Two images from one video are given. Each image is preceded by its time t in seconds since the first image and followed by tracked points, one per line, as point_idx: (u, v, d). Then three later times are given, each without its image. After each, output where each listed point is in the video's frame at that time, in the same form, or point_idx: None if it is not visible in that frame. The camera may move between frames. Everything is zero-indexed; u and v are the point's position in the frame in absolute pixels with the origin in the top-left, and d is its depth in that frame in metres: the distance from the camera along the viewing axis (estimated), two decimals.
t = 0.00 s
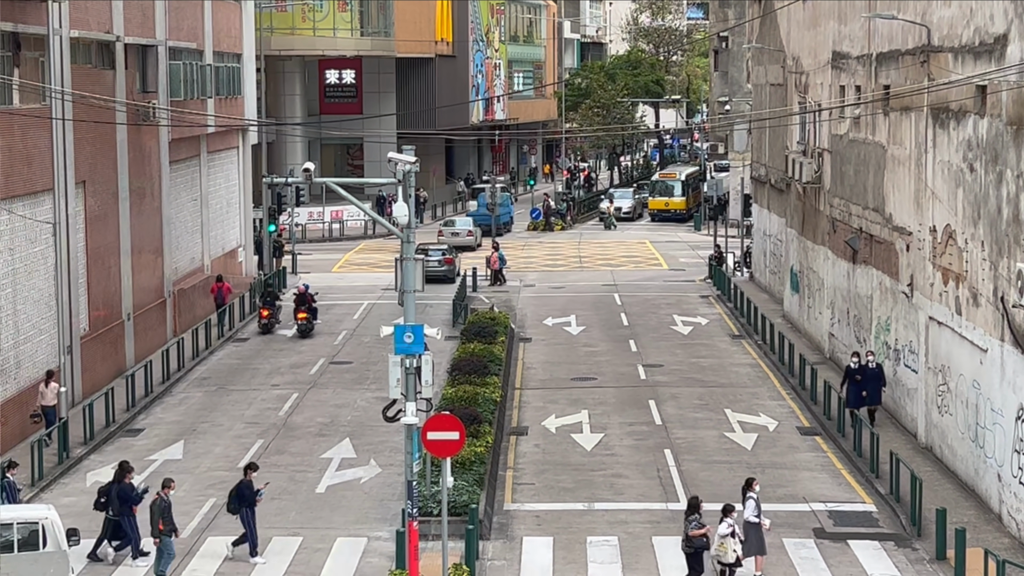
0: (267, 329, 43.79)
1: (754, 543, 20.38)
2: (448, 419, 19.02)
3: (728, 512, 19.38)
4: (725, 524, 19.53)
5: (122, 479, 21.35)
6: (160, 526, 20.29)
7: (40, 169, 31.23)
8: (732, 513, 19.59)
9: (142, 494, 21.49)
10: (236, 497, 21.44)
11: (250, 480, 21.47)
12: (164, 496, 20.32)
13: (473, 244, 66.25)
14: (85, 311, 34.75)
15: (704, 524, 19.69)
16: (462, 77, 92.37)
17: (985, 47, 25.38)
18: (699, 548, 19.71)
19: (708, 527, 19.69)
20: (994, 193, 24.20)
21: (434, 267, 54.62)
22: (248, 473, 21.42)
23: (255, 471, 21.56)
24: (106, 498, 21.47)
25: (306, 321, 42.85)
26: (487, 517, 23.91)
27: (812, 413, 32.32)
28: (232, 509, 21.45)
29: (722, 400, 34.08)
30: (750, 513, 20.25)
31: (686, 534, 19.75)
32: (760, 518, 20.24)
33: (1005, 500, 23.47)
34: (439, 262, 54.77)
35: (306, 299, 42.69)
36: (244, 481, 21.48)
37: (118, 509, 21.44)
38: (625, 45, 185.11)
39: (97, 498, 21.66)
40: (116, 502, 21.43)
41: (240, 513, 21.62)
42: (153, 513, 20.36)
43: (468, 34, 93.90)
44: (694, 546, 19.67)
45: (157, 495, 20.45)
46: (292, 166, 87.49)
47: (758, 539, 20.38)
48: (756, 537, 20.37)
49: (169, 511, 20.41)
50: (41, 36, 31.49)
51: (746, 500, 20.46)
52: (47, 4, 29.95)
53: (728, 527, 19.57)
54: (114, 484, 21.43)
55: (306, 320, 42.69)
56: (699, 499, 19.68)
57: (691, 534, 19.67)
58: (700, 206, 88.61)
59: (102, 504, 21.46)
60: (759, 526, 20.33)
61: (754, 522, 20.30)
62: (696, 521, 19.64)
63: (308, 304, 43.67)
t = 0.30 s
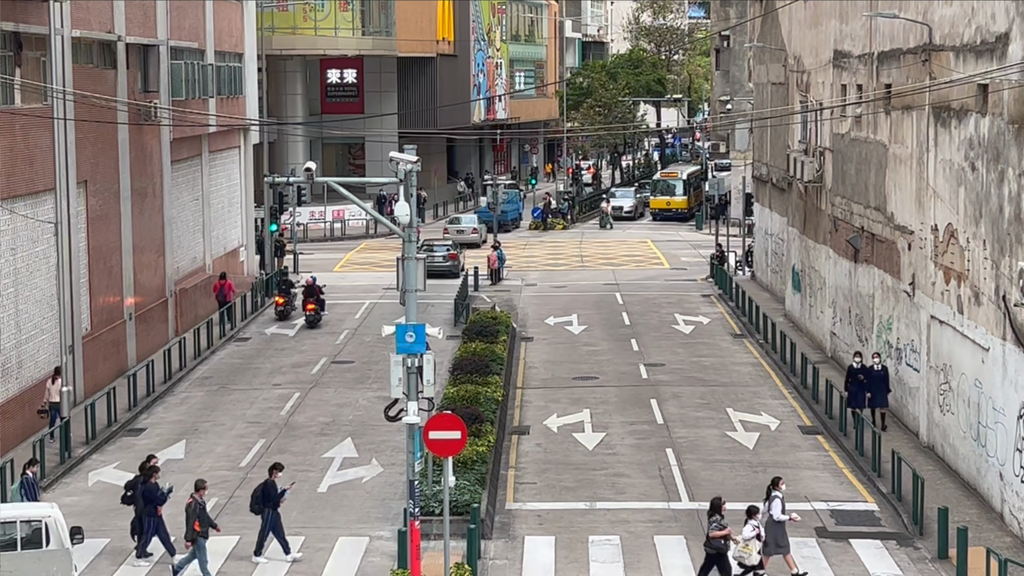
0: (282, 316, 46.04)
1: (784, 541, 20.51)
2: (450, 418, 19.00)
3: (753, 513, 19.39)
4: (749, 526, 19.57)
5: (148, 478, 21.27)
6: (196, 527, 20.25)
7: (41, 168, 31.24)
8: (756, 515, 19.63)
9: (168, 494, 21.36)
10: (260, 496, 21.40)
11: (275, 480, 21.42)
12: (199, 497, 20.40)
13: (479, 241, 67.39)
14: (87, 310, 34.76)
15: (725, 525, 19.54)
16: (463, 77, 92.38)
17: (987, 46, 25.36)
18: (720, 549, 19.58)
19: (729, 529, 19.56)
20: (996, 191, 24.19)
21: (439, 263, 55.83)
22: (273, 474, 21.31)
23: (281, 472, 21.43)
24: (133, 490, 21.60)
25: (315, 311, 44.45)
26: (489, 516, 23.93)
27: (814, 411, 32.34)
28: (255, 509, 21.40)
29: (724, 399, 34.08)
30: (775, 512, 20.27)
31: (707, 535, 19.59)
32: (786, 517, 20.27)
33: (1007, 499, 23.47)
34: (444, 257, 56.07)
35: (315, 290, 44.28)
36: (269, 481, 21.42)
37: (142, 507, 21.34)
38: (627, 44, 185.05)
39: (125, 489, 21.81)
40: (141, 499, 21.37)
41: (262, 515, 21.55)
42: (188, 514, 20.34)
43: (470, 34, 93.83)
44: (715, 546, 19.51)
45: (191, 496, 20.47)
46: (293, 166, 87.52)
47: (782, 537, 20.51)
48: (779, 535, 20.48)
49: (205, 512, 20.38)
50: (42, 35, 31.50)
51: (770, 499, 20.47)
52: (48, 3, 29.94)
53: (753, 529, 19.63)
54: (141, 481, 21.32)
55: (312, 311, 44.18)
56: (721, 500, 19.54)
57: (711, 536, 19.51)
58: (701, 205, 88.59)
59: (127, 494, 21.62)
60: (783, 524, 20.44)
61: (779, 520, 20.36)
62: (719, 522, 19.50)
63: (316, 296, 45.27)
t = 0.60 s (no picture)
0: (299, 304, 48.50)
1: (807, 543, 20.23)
2: (452, 418, 18.98)
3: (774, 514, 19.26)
4: (774, 530, 19.32)
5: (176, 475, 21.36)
6: (229, 526, 20.13)
7: (43, 167, 31.23)
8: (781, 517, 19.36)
9: (194, 492, 21.44)
10: (286, 497, 21.48)
11: (301, 481, 21.48)
12: (231, 496, 20.29)
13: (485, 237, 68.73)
14: (89, 311, 34.76)
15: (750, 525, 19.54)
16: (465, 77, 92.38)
17: (989, 46, 25.34)
18: (746, 549, 19.59)
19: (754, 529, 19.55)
20: (998, 191, 24.17)
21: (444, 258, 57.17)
22: (298, 473, 21.36)
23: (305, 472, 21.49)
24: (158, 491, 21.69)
25: (322, 304, 46.12)
26: (491, 516, 23.93)
27: (816, 411, 32.36)
28: (282, 510, 21.47)
29: (726, 399, 34.07)
30: (801, 514, 20.17)
31: (732, 535, 19.63)
32: (811, 518, 20.15)
33: (1009, 499, 23.45)
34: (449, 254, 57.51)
35: (323, 284, 45.90)
36: (294, 482, 21.51)
37: (170, 506, 21.43)
38: (628, 44, 185.07)
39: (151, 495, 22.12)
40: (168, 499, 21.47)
41: (290, 516, 21.60)
42: (221, 513, 20.22)
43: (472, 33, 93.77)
44: (740, 547, 19.57)
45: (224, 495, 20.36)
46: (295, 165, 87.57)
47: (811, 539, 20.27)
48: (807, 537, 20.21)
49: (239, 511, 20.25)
50: (44, 35, 31.51)
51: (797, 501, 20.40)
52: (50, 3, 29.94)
53: (780, 531, 19.39)
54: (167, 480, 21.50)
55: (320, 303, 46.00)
56: (745, 500, 19.56)
57: (736, 536, 19.56)
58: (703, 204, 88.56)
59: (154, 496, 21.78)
60: (810, 526, 20.20)
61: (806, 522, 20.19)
62: (743, 522, 19.54)
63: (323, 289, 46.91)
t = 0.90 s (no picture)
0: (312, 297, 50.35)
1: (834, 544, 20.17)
2: (454, 419, 18.92)
3: (799, 517, 19.32)
4: (800, 531, 19.51)
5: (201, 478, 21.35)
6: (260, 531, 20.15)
7: (44, 168, 31.22)
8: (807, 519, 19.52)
9: (219, 495, 21.38)
10: (312, 500, 21.43)
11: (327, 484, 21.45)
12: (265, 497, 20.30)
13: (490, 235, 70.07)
14: (91, 311, 34.76)
15: (774, 526, 19.54)
16: (467, 77, 92.38)
17: (990, 46, 25.35)
18: (768, 550, 19.60)
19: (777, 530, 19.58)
20: (1000, 191, 24.16)
21: (449, 255, 58.48)
22: (323, 477, 21.25)
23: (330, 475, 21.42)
24: (184, 491, 21.68)
25: (330, 297, 47.38)
26: (492, 516, 23.92)
27: (818, 411, 32.36)
28: (308, 513, 21.43)
29: (728, 399, 34.08)
30: (826, 516, 20.12)
31: (754, 535, 19.62)
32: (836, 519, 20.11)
33: (1011, 499, 23.45)
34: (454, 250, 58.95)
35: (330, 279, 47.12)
36: (320, 485, 21.47)
37: (195, 507, 21.41)
38: (630, 43, 185.18)
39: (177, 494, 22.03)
40: (194, 500, 21.45)
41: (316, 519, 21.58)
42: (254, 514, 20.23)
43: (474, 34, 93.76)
44: (763, 548, 19.54)
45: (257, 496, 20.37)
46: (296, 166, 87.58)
47: (835, 542, 20.16)
48: (833, 539, 20.14)
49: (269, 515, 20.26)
50: (46, 36, 31.52)
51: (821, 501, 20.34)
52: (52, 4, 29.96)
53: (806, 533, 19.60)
54: (194, 481, 21.46)
55: (328, 298, 47.26)
56: (771, 501, 19.52)
57: (758, 536, 19.56)
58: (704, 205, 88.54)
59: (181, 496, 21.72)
60: (835, 528, 20.16)
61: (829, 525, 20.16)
62: (767, 522, 19.50)
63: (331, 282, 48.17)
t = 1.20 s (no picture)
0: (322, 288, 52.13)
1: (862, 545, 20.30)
2: (455, 420, 18.90)
3: (821, 518, 19.13)
4: (824, 532, 19.16)
5: (227, 476, 21.49)
6: (293, 529, 20.11)
7: (46, 169, 31.24)
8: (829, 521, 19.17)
9: (246, 493, 21.55)
10: (338, 498, 21.32)
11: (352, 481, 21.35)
12: (298, 500, 20.27)
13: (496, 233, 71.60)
14: (93, 312, 34.78)
15: (794, 527, 19.40)
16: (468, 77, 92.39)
17: (991, 46, 25.36)
18: (787, 551, 19.49)
19: (797, 531, 19.42)
20: (1001, 191, 24.17)
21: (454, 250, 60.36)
22: (348, 474, 21.21)
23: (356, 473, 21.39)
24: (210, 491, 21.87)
25: (337, 291, 49.02)
26: (494, 516, 23.91)
27: (820, 411, 32.34)
28: (333, 511, 21.31)
29: (729, 400, 34.07)
30: (853, 517, 20.12)
31: (775, 534, 19.53)
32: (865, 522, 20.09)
33: (1013, 499, 23.42)
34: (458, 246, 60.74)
35: (337, 273, 48.71)
36: (346, 483, 21.36)
37: (223, 506, 21.58)
38: (632, 43, 185.19)
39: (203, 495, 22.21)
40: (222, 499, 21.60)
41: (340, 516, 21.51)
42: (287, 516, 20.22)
43: (476, 34, 93.77)
44: (781, 548, 19.46)
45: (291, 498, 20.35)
46: (298, 166, 87.59)
47: (861, 542, 20.26)
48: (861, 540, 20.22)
49: (303, 515, 20.23)
50: (47, 37, 31.52)
51: (851, 501, 20.26)
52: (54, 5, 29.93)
53: (830, 534, 19.20)
54: (221, 480, 21.59)
55: (335, 290, 48.81)
56: (793, 501, 19.38)
57: (778, 536, 19.48)
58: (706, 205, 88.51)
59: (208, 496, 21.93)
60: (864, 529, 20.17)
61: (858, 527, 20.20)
62: (787, 523, 19.39)
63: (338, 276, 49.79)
